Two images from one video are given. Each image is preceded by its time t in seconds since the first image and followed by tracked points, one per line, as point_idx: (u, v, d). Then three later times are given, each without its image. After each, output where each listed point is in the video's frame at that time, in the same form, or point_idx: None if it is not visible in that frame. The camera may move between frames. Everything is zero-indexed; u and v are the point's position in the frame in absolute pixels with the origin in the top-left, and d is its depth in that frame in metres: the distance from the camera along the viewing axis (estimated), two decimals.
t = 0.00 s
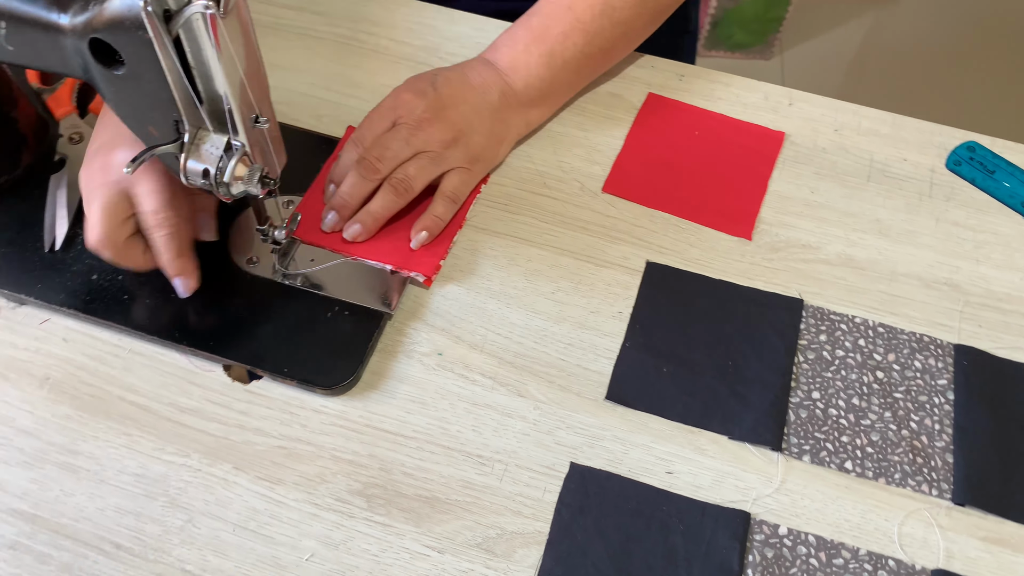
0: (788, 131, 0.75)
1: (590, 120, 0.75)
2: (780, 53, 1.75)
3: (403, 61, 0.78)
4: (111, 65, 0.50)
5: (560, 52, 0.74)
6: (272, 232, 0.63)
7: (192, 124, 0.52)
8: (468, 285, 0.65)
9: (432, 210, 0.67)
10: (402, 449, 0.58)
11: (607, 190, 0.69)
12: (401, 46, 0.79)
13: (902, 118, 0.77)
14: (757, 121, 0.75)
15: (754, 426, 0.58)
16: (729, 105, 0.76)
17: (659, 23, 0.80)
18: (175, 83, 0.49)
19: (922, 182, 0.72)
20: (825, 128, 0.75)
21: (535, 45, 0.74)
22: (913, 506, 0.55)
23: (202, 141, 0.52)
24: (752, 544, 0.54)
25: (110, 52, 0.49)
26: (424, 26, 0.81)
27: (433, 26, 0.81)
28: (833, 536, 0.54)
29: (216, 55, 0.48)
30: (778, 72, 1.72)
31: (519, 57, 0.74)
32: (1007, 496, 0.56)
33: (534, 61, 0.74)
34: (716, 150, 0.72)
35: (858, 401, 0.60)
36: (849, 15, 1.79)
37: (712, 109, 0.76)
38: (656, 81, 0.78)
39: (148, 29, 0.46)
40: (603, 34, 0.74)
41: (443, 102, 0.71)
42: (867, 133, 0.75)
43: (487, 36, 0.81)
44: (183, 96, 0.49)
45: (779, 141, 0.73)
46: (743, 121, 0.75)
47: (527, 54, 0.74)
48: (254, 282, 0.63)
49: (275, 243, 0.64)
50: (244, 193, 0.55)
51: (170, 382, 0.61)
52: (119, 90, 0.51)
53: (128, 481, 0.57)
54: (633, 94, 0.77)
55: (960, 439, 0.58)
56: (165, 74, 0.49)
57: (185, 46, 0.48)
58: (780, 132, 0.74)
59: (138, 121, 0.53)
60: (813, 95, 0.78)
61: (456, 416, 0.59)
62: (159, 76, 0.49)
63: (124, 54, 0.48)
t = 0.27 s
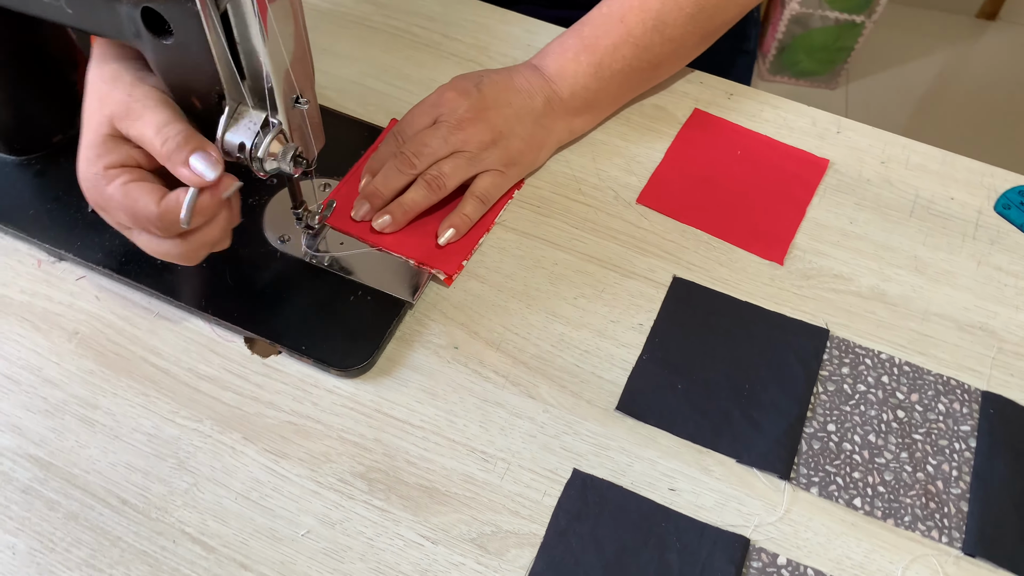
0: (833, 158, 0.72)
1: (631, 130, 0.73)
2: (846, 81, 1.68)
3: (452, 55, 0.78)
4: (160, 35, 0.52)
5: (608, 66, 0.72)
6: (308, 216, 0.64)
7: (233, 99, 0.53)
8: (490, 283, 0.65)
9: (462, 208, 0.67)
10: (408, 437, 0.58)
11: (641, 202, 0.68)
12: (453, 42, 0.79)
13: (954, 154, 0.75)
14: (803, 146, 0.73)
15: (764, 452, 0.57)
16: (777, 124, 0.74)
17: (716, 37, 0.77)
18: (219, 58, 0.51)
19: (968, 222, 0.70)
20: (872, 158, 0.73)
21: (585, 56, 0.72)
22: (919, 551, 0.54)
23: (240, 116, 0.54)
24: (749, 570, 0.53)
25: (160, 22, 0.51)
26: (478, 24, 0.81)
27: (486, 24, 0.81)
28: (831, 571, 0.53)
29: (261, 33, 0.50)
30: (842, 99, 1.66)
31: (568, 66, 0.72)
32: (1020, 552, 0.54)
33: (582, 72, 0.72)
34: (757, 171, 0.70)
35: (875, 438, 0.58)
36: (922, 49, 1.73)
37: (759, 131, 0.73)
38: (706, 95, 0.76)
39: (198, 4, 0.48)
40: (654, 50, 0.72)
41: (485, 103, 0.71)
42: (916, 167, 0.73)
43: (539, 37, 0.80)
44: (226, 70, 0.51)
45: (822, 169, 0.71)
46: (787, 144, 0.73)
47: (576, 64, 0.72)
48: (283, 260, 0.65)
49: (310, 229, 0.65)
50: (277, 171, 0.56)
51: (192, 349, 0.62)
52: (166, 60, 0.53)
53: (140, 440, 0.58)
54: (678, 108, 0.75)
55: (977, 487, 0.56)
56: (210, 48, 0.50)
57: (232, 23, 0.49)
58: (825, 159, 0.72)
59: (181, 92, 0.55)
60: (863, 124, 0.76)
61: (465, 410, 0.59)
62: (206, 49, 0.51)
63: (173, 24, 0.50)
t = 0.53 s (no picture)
0: (882, 180, 0.71)
1: (675, 134, 0.72)
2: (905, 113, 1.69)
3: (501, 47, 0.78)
4: None
5: (688, 53, 0.71)
6: (340, 196, 0.64)
7: (274, 62, 0.53)
8: (518, 276, 0.64)
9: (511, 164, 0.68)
10: (420, 421, 0.57)
11: (680, 207, 0.67)
12: (503, 32, 0.78)
13: (1010, 188, 0.72)
14: (849, 165, 0.71)
15: (784, 471, 0.56)
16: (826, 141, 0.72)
17: (806, 37, 0.75)
18: (264, 20, 0.50)
19: (1020, 258, 0.67)
20: (922, 184, 0.71)
21: (666, 40, 0.72)
22: None
23: (280, 81, 0.53)
24: None
25: None
26: (532, 17, 0.80)
27: (540, 17, 0.80)
28: None
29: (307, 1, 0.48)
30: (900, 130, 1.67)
31: (648, 49, 0.72)
32: None
33: (660, 55, 0.72)
34: (800, 187, 0.69)
35: (901, 470, 0.56)
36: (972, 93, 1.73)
37: (808, 146, 0.72)
38: (757, 105, 0.74)
39: None
40: (736, 41, 0.71)
41: (563, 63, 0.72)
42: (969, 197, 0.70)
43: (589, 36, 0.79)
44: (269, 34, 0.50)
45: (871, 189, 0.70)
46: (834, 160, 0.71)
47: (655, 47, 0.72)
48: (311, 232, 0.65)
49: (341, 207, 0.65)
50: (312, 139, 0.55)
51: (213, 313, 0.62)
52: (214, 17, 0.53)
53: (152, 398, 0.58)
54: (727, 116, 0.73)
55: (1006, 532, 0.54)
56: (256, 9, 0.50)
57: None
58: (874, 180, 0.70)
59: (227, 51, 0.55)
60: (916, 149, 0.74)
61: (480, 400, 0.58)
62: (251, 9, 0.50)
63: None
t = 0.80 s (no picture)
0: (946, 209, 0.67)
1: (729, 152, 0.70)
2: (954, 133, 1.64)
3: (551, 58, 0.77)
4: None
5: (744, 72, 0.68)
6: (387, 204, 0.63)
7: (329, 70, 0.52)
8: (563, 293, 0.62)
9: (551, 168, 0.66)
10: (459, 441, 0.56)
11: (734, 228, 0.65)
12: (555, 41, 0.78)
13: None
14: (912, 190, 0.68)
15: (837, 510, 0.53)
16: (887, 164, 0.69)
17: (873, 57, 0.70)
18: (322, 26, 0.49)
19: None
20: (990, 214, 0.67)
21: (721, 56, 0.69)
22: None
23: (334, 89, 0.52)
24: None
25: None
26: (584, 26, 0.79)
27: (593, 27, 0.79)
28: None
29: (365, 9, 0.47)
30: (948, 148, 1.64)
31: (702, 64, 0.69)
32: None
33: (715, 73, 0.69)
34: (858, 213, 0.66)
35: (961, 515, 0.53)
36: None
37: (868, 170, 0.69)
38: (816, 125, 0.72)
39: None
40: (795, 62, 0.67)
41: (614, 68, 0.69)
42: None
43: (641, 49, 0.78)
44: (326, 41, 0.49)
45: (932, 220, 0.66)
46: (896, 188, 0.68)
47: (710, 64, 0.69)
48: (356, 241, 0.64)
49: (387, 217, 0.64)
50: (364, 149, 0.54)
51: (255, 319, 0.62)
52: (270, 21, 0.52)
53: (190, 404, 0.57)
54: (784, 136, 0.71)
55: None
56: (315, 16, 0.49)
57: None
58: (937, 208, 0.67)
59: (281, 57, 0.54)
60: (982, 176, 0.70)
61: (522, 422, 0.56)
62: (308, 14, 0.49)
63: None
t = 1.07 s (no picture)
0: (986, 222, 0.65)
1: (762, 160, 0.69)
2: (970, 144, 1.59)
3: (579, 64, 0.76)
4: None
5: (778, 81, 0.66)
6: (413, 214, 0.61)
7: (359, 74, 0.50)
8: (593, 305, 0.60)
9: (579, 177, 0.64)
10: (486, 458, 0.54)
11: (768, 239, 0.63)
12: (583, 47, 0.78)
13: None
14: (950, 203, 0.66)
15: (880, 536, 0.51)
16: (924, 175, 0.68)
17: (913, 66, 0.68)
18: (353, 29, 0.47)
19: None
20: None
21: (755, 65, 0.67)
22: None
23: (365, 94, 0.50)
24: None
25: None
26: (612, 32, 0.79)
27: (621, 34, 0.79)
28: None
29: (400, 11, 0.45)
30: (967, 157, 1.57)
31: (734, 74, 0.68)
32: None
33: (748, 82, 0.67)
34: (896, 225, 0.64)
35: (1010, 542, 0.50)
36: None
37: (905, 181, 0.67)
38: (850, 135, 0.70)
39: None
40: (830, 72, 0.65)
41: (645, 75, 0.67)
42: None
43: (670, 56, 0.77)
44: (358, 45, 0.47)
45: (972, 233, 0.64)
46: (935, 200, 0.66)
47: (743, 73, 0.67)
48: (380, 249, 0.63)
49: (412, 225, 0.62)
50: (394, 155, 0.53)
51: (277, 329, 0.60)
52: (298, 23, 0.50)
53: (209, 417, 0.56)
54: (817, 146, 0.69)
55: None
56: (346, 19, 0.47)
57: None
58: (977, 222, 0.65)
59: (308, 60, 0.52)
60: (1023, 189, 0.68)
61: (551, 439, 0.54)
62: (339, 16, 0.47)
63: None
